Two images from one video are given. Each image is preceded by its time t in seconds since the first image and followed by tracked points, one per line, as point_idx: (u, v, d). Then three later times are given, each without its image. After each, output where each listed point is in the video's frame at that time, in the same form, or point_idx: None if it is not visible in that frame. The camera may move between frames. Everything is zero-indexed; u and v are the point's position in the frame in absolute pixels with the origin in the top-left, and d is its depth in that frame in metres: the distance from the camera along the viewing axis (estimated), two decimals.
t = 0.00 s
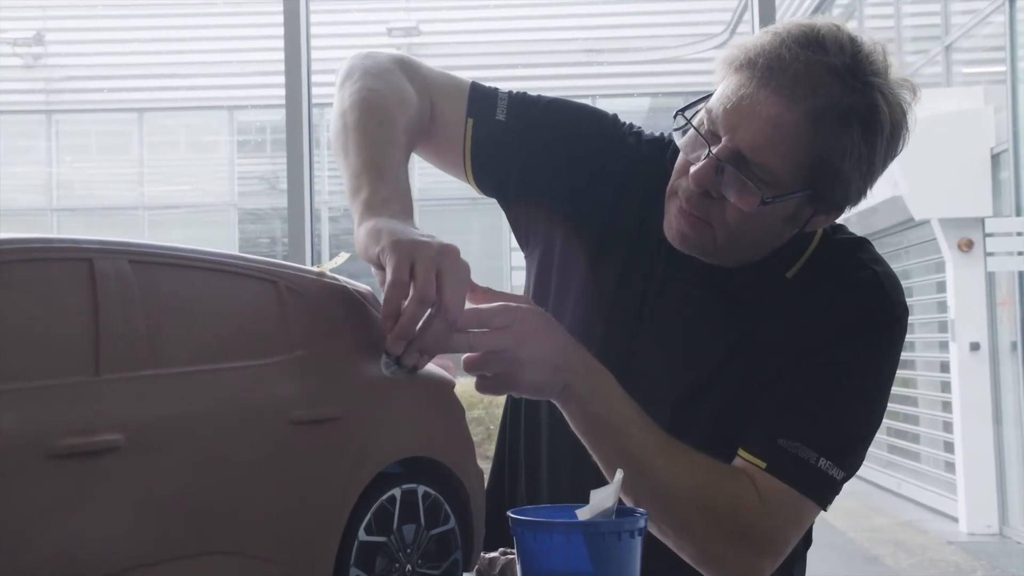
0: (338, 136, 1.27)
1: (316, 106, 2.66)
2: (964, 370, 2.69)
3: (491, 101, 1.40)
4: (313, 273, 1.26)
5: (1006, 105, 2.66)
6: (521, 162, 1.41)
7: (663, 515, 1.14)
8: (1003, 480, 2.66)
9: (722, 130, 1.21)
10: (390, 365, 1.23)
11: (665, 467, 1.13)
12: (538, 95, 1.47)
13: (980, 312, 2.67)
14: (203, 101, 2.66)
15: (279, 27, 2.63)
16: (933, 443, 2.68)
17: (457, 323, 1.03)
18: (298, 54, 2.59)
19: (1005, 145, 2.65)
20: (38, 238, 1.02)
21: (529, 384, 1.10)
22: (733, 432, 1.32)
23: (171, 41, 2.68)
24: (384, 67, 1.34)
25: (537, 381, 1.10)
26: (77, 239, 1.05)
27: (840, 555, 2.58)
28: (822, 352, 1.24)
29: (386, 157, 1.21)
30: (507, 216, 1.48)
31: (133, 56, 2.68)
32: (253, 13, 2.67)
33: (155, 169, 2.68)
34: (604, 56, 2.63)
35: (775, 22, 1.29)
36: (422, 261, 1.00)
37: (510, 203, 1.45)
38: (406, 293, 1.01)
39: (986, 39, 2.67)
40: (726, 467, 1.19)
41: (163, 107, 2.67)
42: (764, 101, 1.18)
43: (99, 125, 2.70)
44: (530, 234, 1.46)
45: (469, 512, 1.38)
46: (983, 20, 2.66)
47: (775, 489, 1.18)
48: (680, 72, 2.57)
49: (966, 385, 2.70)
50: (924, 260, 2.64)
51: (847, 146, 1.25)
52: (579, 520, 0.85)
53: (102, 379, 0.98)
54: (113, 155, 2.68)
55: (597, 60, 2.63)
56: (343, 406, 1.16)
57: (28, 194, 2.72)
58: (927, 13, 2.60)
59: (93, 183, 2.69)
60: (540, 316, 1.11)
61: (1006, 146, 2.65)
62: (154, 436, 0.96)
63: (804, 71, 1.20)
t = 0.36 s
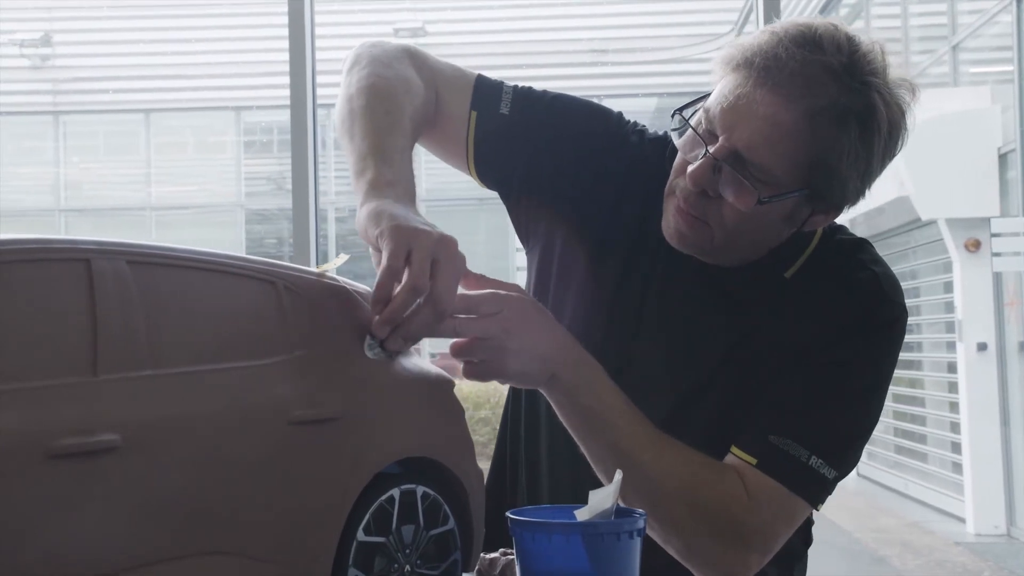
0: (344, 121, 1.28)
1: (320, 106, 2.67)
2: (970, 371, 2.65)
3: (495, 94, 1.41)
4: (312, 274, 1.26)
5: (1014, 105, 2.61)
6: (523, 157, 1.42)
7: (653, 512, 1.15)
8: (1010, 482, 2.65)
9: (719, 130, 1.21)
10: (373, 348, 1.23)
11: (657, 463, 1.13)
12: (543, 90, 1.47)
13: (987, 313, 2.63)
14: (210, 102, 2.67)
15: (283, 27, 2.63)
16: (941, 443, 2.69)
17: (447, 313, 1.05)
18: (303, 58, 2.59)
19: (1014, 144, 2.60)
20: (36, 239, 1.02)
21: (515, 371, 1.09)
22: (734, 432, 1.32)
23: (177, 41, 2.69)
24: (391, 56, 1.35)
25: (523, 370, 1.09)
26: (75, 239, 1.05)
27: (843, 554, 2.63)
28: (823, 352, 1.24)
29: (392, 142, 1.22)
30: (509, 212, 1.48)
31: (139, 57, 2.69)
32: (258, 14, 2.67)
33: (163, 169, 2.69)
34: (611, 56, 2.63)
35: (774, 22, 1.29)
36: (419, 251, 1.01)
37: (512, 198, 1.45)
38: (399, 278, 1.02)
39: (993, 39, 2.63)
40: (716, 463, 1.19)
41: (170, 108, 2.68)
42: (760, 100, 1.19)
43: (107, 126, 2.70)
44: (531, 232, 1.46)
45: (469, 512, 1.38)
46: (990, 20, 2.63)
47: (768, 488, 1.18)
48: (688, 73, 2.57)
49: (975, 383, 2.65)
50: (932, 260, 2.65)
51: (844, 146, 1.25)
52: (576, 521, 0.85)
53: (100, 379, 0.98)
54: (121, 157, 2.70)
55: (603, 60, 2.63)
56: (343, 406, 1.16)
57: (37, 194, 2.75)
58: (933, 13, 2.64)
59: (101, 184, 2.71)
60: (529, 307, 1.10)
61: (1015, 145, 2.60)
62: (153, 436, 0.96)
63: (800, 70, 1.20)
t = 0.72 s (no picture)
0: (351, 100, 1.26)
1: (325, 106, 2.68)
2: (976, 370, 2.67)
3: (498, 87, 1.42)
4: (311, 274, 1.39)
5: (1020, 105, 2.61)
6: (524, 151, 1.42)
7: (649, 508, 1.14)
8: (1017, 481, 2.62)
9: (717, 128, 1.21)
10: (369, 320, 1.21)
11: (652, 458, 1.13)
12: (546, 85, 1.48)
13: (994, 313, 2.64)
14: (217, 103, 2.68)
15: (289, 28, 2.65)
16: (947, 444, 2.69)
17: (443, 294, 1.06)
18: (306, 55, 2.61)
19: (1020, 143, 2.60)
20: (34, 242, 1.15)
21: (508, 359, 1.08)
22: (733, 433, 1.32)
23: (184, 44, 2.71)
24: (398, 43, 1.34)
25: (516, 357, 1.08)
26: (72, 242, 1.18)
27: (850, 555, 2.59)
28: (821, 349, 1.24)
29: (399, 122, 1.21)
30: (510, 207, 1.48)
31: (148, 57, 2.72)
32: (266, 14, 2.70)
33: (172, 172, 2.69)
34: (617, 55, 2.63)
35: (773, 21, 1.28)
36: (428, 228, 1.02)
37: (513, 191, 1.44)
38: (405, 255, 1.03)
39: (1000, 38, 2.64)
40: (708, 459, 1.18)
41: (177, 108, 2.69)
42: (759, 99, 1.19)
43: (115, 127, 2.71)
44: (531, 229, 1.46)
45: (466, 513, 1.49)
46: (996, 20, 2.65)
47: (763, 485, 1.18)
48: (696, 72, 2.56)
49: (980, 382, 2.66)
50: (938, 260, 2.64)
51: (842, 145, 1.25)
52: (574, 521, 0.85)
53: (95, 379, 1.11)
54: (129, 159, 2.70)
55: (608, 60, 2.63)
56: (337, 408, 1.27)
57: (43, 196, 2.72)
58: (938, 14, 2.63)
59: (108, 185, 2.70)
60: (526, 295, 1.11)
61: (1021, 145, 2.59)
62: (147, 435, 1.08)
63: (798, 68, 1.20)
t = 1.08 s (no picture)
0: (340, 130, 1.27)
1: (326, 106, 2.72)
2: (982, 372, 2.62)
3: (488, 98, 1.41)
4: (306, 275, 1.56)
5: None
6: (518, 159, 1.42)
7: (665, 513, 1.14)
8: None
9: (713, 127, 1.22)
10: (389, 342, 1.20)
11: (666, 465, 1.13)
12: (537, 93, 1.47)
13: (998, 312, 2.60)
14: (222, 104, 2.70)
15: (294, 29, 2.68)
16: (953, 444, 2.69)
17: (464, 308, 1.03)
18: (309, 53, 2.66)
19: None
20: (30, 242, 1.28)
21: (533, 373, 1.07)
22: (732, 433, 1.32)
23: (182, 44, 2.72)
24: (384, 64, 1.34)
25: (538, 369, 1.07)
26: (69, 243, 1.31)
27: (853, 555, 2.69)
28: (822, 349, 1.23)
29: (387, 150, 1.21)
30: (507, 215, 1.48)
31: (154, 58, 2.72)
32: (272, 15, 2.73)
33: (179, 174, 2.70)
34: (624, 56, 2.64)
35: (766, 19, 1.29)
36: (429, 245, 1.01)
37: (508, 200, 1.45)
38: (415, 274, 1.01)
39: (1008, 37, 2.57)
40: (723, 465, 1.18)
41: (184, 109, 2.69)
42: (754, 97, 1.19)
43: (121, 128, 2.71)
44: (528, 233, 1.46)
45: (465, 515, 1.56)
46: (1003, 19, 2.58)
47: (777, 489, 1.17)
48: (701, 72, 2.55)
49: (988, 382, 2.61)
50: (944, 260, 2.64)
51: (837, 141, 1.24)
52: (569, 522, 0.85)
53: (89, 379, 1.24)
54: (136, 160, 2.69)
55: (616, 60, 2.64)
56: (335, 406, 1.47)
57: (50, 197, 2.70)
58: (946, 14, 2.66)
59: (113, 185, 2.68)
60: (540, 307, 1.10)
61: None
62: (146, 436, 1.24)
63: (792, 66, 1.20)
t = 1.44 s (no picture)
0: (331, 149, 1.28)
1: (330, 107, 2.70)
2: (987, 373, 2.63)
3: (481, 107, 1.41)
4: (302, 276, 1.39)
5: None
6: (513, 165, 1.42)
7: (664, 519, 1.15)
8: None
9: (707, 132, 1.21)
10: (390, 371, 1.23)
11: (665, 474, 1.12)
12: (530, 100, 1.47)
13: (1003, 313, 2.59)
14: (227, 106, 2.72)
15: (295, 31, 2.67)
16: (959, 446, 2.69)
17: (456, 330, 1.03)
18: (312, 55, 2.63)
19: None
20: (23, 245, 1.15)
21: (530, 390, 1.08)
22: (730, 434, 1.32)
23: (186, 45, 2.73)
24: (374, 77, 1.35)
25: (534, 387, 1.08)
26: (64, 248, 1.18)
27: (855, 556, 2.68)
28: (821, 350, 1.23)
29: (378, 168, 1.22)
30: (503, 220, 1.48)
31: (157, 60, 2.74)
32: (270, 16, 2.71)
33: (181, 175, 2.73)
34: (627, 58, 2.65)
35: (760, 23, 1.29)
36: (418, 267, 1.02)
37: (504, 206, 1.45)
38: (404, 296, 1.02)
39: (1012, 39, 2.58)
40: (723, 471, 1.19)
41: (187, 111, 2.72)
42: (748, 101, 1.19)
43: (125, 130, 2.74)
44: (525, 236, 1.46)
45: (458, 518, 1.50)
46: (1006, 20, 2.59)
47: (776, 494, 1.17)
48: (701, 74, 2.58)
49: (992, 382, 2.63)
50: (949, 261, 2.64)
51: (831, 145, 1.24)
52: (564, 524, 0.85)
53: (83, 383, 1.11)
54: (140, 160, 2.73)
55: (620, 62, 2.65)
56: (332, 408, 1.28)
57: (53, 199, 2.73)
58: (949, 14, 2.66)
59: (118, 185, 2.73)
60: (539, 321, 1.09)
61: None
62: (146, 439, 1.08)
63: (786, 70, 1.20)
